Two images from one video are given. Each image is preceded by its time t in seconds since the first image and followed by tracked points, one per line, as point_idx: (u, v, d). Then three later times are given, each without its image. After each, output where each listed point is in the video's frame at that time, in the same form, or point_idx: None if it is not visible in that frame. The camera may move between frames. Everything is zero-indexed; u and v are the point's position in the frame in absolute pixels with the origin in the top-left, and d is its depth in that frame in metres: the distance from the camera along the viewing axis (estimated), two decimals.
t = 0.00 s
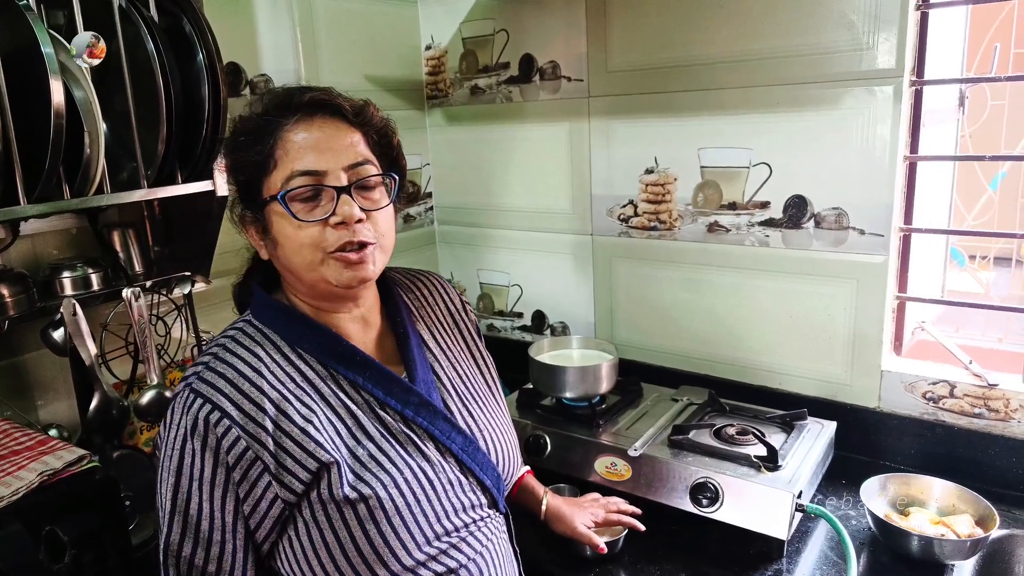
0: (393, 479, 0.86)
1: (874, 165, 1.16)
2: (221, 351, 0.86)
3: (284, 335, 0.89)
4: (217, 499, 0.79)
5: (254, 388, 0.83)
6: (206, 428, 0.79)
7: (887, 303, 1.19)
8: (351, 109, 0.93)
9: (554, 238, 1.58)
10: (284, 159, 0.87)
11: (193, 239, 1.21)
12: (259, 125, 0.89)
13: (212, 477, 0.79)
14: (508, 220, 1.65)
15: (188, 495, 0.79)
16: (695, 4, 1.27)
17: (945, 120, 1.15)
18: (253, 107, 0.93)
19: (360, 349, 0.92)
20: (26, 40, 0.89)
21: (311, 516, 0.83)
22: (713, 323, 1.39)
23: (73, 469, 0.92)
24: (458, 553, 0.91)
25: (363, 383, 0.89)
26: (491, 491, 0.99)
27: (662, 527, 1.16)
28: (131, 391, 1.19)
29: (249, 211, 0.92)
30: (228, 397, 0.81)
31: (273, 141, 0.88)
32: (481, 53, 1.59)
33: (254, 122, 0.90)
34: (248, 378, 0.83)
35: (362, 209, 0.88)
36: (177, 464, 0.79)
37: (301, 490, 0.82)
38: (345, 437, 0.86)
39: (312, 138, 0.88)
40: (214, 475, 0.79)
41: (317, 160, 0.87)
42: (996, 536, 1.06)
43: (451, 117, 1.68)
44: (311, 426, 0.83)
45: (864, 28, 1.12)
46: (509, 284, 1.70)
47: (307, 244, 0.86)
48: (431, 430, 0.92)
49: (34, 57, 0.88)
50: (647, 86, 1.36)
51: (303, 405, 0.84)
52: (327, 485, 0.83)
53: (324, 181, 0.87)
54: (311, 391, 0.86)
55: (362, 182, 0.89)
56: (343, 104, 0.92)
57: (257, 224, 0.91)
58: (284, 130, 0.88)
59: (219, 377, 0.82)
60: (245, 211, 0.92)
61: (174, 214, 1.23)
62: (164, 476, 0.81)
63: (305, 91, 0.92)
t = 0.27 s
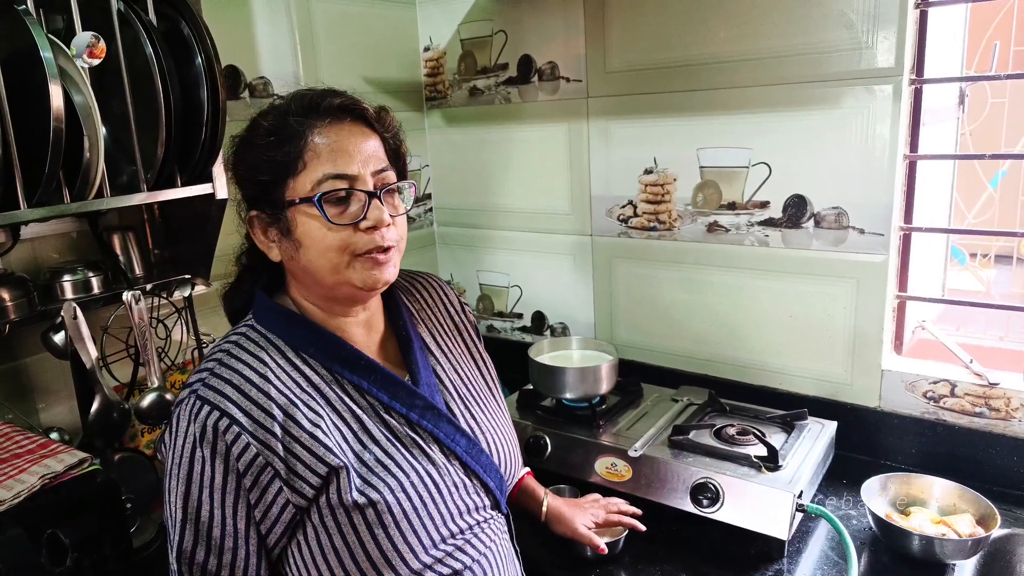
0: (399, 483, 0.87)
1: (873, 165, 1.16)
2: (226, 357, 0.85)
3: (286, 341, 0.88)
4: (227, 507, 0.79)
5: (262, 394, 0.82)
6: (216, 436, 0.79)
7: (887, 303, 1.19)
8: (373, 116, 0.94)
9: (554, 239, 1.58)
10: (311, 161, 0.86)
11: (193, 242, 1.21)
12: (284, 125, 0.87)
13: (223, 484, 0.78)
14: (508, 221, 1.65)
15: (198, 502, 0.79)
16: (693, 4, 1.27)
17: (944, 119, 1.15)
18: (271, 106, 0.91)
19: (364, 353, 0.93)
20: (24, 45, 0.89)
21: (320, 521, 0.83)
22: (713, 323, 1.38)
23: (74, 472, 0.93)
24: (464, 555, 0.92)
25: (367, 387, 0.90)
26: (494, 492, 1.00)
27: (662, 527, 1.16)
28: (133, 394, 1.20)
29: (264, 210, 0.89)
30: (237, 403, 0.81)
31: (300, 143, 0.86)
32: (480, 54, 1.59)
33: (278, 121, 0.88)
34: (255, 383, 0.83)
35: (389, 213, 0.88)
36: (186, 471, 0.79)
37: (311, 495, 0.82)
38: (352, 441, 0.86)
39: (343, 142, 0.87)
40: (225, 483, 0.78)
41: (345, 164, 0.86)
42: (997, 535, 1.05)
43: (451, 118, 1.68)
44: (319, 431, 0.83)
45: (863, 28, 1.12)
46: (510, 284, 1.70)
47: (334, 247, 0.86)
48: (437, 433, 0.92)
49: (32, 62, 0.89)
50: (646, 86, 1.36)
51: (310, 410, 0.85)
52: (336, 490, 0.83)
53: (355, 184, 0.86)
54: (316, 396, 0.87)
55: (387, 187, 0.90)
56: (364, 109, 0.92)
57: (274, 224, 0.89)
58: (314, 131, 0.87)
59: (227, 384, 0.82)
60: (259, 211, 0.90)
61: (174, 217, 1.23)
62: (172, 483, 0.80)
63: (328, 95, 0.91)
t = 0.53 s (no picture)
0: (399, 480, 0.86)
1: (873, 163, 1.16)
2: (225, 355, 0.85)
3: (286, 340, 0.88)
4: (227, 504, 0.79)
5: (261, 392, 0.82)
6: (215, 433, 0.79)
7: (886, 301, 1.19)
8: (379, 115, 0.94)
9: (553, 237, 1.58)
10: (320, 158, 0.86)
11: (192, 240, 1.21)
12: (292, 122, 0.87)
13: (222, 482, 0.78)
14: (508, 219, 1.65)
15: (198, 500, 0.79)
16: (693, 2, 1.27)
17: (944, 118, 1.15)
18: (277, 103, 0.90)
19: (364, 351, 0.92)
20: (21, 41, 0.89)
21: (319, 518, 0.83)
22: (713, 321, 1.38)
23: (73, 471, 0.92)
24: (464, 552, 0.91)
25: (367, 385, 0.89)
26: (494, 489, 1.00)
27: (661, 525, 1.16)
28: (131, 392, 1.19)
29: (269, 207, 0.88)
30: (236, 401, 0.81)
31: (309, 140, 0.86)
32: (479, 52, 1.59)
33: (286, 118, 0.87)
34: (254, 382, 0.83)
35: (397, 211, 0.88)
36: (185, 469, 0.79)
37: (310, 492, 0.82)
38: (352, 439, 0.86)
39: (352, 139, 0.87)
40: (224, 480, 0.78)
41: (354, 161, 0.86)
42: (996, 533, 1.05)
43: (450, 116, 1.68)
44: (318, 429, 0.83)
45: (863, 26, 1.12)
46: (509, 283, 1.70)
47: (343, 244, 0.85)
48: (436, 430, 0.92)
49: (30, 59, 0.88)
50: (646, 84, 1.36)
51: (309, 408, 0.84)
52: (335, 488, 0.83)
53: (364, 182, 0.86)
54: (316, 394, 0.86)
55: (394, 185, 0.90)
56: (370, 108, 0.93)
57: (280, 220, 0.88)
58: (322, 129, 0.87)
59: (226, 382, 0.82)
60: (264, 207, 0.89)
61: (172, 215, 1.23)
62: (172, 481, 0.80)
63: (335, 93, 0.91)
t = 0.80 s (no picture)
0: (400, 475, 0.86)
1: (874, 164, 1.16)
2: (225, 353, 0.85)
3: (285, 338, 0.88)
4: (228, 501, 0.79)
5: (261, 389, 0.82)
6: (216, 431, 0.79)
7: (887, 302, 1.19)
8: (384, 117, 0.95)
9: (554, 238, 1.58)
10: (328, 158, 0.86)
11: (193, 241, 1.21)
12: (300, 121, 0.87)
13: (223, 479, 0.78)
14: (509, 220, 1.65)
15: (199, 498, 0.79)
16: (694, 3, 1.27)
17: (945, 119, 1.15)
18: (283, 102, 0.90)
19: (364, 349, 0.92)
20: (24, 42, 0.89)
21: (320, 513, 0.83)
22: (714, 322, 1.38)
23: (74, 471, 0.92)
24: (465, 547, 0.92)
25: (367, 381, 0.89)
26: (494, 484, 1.00)
27: (663, 526, 1.16)
28: (132, 393, 1.20)
29: (274, 205, 0.88)
30: (237, 399, 0.81)
31: (317, 139, 0.86)
32: (480, 53, 1.59)
33: (293, 117, 0.88)
34: (255, 379, 0.83)
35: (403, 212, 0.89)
36: (186, 467, 0.79)
37: (311, 488, 0.82)
38: (352, 435, 0.86)
39: (360, 139, 0.88)
40: (225, 478, 0.78)
41: (362, 162, 0.87)
42: (997, 535, 1.05)
43: (451, 117, 1.68)
44: (319, 426, 0.83)
45: (864, 27, 1.12)
46: (510, 284, 1.70)
47: (348, 243, 0.86)
48: (436, 426, 0.92)
49: (33, 59, 0.88)
50: (647, 85, 1.36)
51: (309, 404, 0.84)
52: (336, 483, 0.83)
53: (371, 181, 0.87)
54: (317, 391, 0.86)
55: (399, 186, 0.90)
56: (377, 110, 0.93)
57: (285, 218, 0.88)
58: (330, 128, 0.87)
59: (226, 379, 0.82)
60: (269, 205, 0.89)
61: (174, 216, 1.23)
62: (173, 479, 0.80)
63: (342, 94, 0.92)
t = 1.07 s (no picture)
0: (397, 472, 0.87)
1: (876, 165, 1.15)
2: (223, 353, 0.86)
3: (282, 337, 0.88)
4: (225, 500, 0.79)
5: (258, 388, 0.82)
6: (213, 429, 0.79)
7: (889, 303, 1.19)
8: (382, 119, 0.95)
9: (556, 239, 1.58)
10: (327, 157, 0.86)
11: (196, 242, 1.21)
12: (299, 121, 0.87)
13: (220, 477, 0.79)
14: (511, 221, 1.65)
15: (196, 496, 0.79)
16: (696, 4, 1.27)
17: (947, 119, 1.15)
18: (283, 102, 0.90)
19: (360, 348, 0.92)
20: (27, 44, 0.89)
21: (317, 511, 0.84)
22: (715, 323, 1.38)
23: (76, 472, 0.92)
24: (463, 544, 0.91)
25: (363, 379, 0.89)
26: (492, 481, 1.00)
27: (664, 527, 1.16)
28: (135, 394, 1.20)
29: (272, 203, 0.88)
30: (233, 397, 0.81)
31: (316, 138, 0.86)
32: (482, 54, 1.59)
33: (293, 116, 0.88)
34: (251, 378, 0.83)
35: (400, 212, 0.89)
36: (184, 466, 0.79)
37: (308, 486, 0.83)
38: (349, 433, 0.86)
39: (359, 140, 0.88)
40: (222, 476, 0.79)
41: (360, 161, 0.87)
42: (1000, 536, 1.05)
43: (453, 118, 1.68)
44: (316, 423, 0.83)
45: (865, 28, 1.12)
46: (512, 284, 1.70)
47: (345, 241, 0.86)
48: (433, 423, 0.92)
49: (36, 61, 0.89)
50: (648, 86, 1.36)
51: (306, 402, 0.85)
52: (333, 480, 0.83)
53: (370, 181, 0.87)
54: (314, 389, 0.86)
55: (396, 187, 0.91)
56: (375, 111, 0.94)
57: (282, 216, 0.88)
58: (330, 128, 0.87)
59: (223, 379, 0.82)
60: (266, 203, 0.89)
61: (176, 217, 1.23)
62: (171, 478, 0.81)
63: (341, 95, 0.92)
